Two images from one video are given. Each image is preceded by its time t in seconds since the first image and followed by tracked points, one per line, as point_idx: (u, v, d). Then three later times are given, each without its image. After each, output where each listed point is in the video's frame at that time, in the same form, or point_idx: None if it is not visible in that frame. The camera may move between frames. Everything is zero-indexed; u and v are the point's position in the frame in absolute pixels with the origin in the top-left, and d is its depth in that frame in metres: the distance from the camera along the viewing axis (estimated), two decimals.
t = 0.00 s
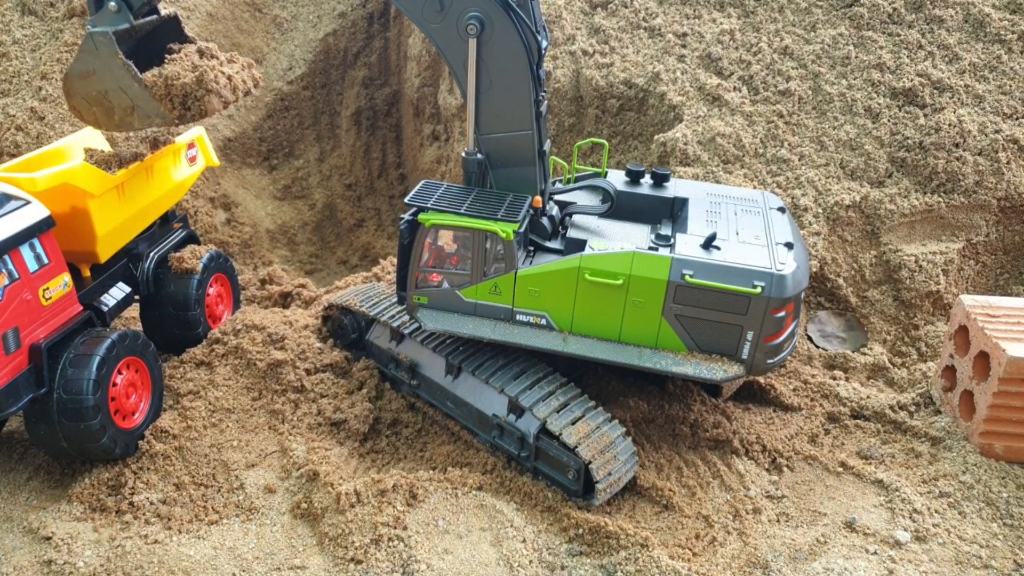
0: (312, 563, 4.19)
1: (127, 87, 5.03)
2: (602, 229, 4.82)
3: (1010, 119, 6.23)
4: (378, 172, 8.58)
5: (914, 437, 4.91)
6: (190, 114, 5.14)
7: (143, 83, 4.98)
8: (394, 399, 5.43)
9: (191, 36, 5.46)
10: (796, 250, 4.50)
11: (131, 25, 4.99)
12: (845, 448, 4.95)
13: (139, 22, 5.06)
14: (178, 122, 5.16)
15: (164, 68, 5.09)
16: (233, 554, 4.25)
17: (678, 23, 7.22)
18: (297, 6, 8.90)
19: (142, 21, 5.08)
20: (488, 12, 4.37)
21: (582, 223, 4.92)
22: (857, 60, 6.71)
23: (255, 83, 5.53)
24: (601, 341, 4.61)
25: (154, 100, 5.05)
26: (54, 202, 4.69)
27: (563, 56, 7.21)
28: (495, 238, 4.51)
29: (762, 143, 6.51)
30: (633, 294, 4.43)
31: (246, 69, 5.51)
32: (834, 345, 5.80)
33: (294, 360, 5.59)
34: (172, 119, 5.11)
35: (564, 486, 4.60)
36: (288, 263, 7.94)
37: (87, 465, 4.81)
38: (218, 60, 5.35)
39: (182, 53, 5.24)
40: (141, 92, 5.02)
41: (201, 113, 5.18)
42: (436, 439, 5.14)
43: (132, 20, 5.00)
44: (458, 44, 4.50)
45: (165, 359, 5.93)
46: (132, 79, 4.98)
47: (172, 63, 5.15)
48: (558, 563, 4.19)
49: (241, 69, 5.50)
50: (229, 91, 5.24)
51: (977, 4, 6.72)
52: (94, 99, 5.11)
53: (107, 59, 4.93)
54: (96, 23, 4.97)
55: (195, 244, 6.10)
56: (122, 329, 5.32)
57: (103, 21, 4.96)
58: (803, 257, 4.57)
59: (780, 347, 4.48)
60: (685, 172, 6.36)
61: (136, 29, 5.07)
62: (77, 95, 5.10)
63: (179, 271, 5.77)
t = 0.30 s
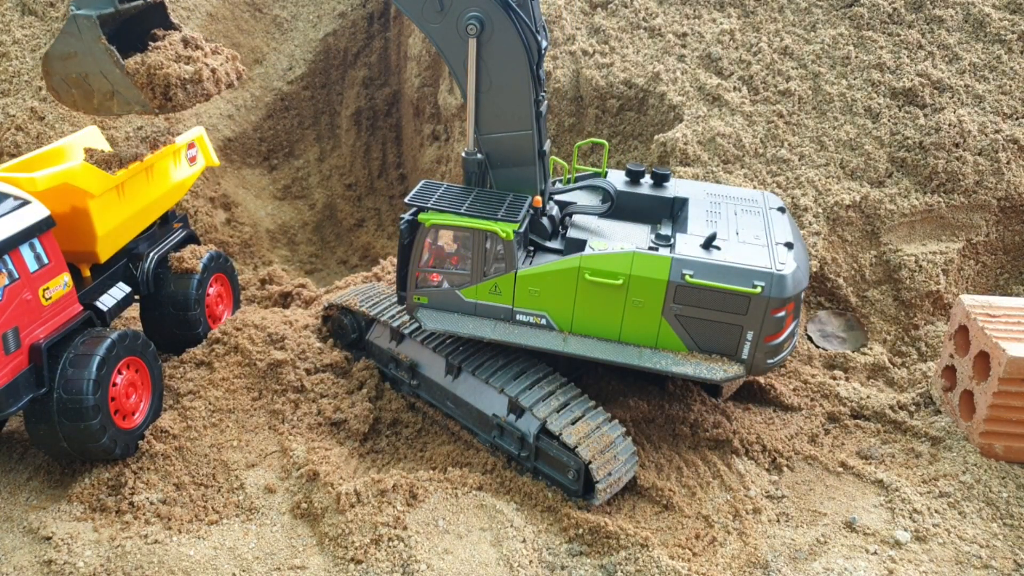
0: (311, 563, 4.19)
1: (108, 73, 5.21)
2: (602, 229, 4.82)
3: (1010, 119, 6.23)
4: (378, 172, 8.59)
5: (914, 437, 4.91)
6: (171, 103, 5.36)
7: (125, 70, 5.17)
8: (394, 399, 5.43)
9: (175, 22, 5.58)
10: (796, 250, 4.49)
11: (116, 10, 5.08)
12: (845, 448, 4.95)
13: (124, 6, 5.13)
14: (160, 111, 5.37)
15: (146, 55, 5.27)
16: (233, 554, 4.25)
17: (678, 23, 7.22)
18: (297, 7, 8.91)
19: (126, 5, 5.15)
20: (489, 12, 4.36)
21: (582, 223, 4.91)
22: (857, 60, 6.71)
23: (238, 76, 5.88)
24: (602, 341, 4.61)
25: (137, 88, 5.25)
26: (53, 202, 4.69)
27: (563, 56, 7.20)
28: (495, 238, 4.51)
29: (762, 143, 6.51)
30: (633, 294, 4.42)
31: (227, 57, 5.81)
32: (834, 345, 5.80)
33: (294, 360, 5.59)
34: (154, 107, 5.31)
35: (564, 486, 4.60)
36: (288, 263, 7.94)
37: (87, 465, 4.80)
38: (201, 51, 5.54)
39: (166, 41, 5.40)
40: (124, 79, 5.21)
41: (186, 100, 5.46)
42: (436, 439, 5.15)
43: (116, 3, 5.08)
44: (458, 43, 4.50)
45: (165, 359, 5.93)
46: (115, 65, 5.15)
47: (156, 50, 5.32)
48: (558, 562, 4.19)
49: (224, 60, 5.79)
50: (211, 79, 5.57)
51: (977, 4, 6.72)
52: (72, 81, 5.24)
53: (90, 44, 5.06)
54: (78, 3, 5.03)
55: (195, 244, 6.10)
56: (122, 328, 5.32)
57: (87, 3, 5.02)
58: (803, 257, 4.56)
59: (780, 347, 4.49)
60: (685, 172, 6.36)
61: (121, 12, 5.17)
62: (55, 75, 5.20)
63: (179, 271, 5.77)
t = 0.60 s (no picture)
0: (312, 563, 4.19)
1: (103, 94, 4.76)
2: (602, 229, 4.82)
3: (1010, 119, 6.23)
4: (378, 172, 8.58)
5: (914, 437, 4.91)
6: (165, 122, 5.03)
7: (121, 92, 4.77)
8: (394, 399, 5.43)
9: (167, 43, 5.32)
10: (796, 250, 4.49)
11: (109, 33, 4.77)
12: (845, 448, 4.95)
13: (117, 30, 4.84)
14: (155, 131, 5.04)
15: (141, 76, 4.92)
16: (233, 554, 4.25)
17: (678, 23, 7.23)
18: (297, 6, 8.92)
19: (119, 27, 4.87)
20: (474, 14, 4.36)
21: (582, 222, 4.91)
22: (857, 60, 6.71)
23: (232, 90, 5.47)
24: (602, 341, 4.60)
25: (132, 109, 4.84)
26: (53, 202, 4.69)
27: (563, 56, 7.21)
28: (495, 238, 4.51)
29: (762, 143, 6.51)
30: (633, 294, 4.42)
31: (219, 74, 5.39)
32: (834, 345, 5.80)
33: (294, 360, 5.59)
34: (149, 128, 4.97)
35: (564, 486, 4.60)
36: (288, 263, 7.95)
37: (87, 465, 4.80)
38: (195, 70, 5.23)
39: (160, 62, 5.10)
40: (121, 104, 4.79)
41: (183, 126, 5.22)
42: (436, 439, 5.15)
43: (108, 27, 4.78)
44: (444, 46, 4.50)
45: (165, 359, 5.93)
46: (110, 88, 4.74)
47: (149, 71, 5.00)
48: (558, 562, 4.18)
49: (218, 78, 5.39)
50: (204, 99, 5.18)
51: (977, 4, 6.72)
52: (69, 105, 4.79)
53: (84, 67, 4.66)
54: (73, 29, 4.72)
55: (195, 244, 6.10)
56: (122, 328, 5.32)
57: (81, 28, 4.72)
58: (803, 256, 4.56)
59: (780, 347, 4.49)
60: (685, 172, 6.36)
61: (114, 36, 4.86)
62: (51, 102, 4.77)
63: (179, 271, 5.77)
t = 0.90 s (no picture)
0: (312, 563, 4.19)
1: (95, 112, 4.79)
2: (602, 228, 4.81)
3: (1010, 119, 6.23)
4: (378, 172, 8.58)
5: (914, 437, 4.91)
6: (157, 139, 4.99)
7: (111, 109, 4.77)
8: (394, 399, 5.43)
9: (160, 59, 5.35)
10: (796, 249, 4.50)
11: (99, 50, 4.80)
12: (845, 448, 4.95)
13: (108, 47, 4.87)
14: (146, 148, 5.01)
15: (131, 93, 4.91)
16: (233, 554, 4.25)
17: (678, 23, 7.22)
18: (297, 6, 8.92)
19: (110, 45, 4.89)
20: (462, 17, 4.35)
21: (582, 221, 4.90)
22: (857, 60, 6.71)
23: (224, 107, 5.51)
24: (603, 340, 4.60)
25: (123, 126, 4.83)
26: (53, 202, 4.69)
27: (563, 56, 7.22)
28: (495, 238, 4.51)
29: (762, 143, 6.50)
30: (635, 293, 4.42)
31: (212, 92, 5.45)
32: (834, 345, 5.80)
33: (294, 360, 5.59)
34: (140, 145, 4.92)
35: (564, 486, 4.59)
36: (288, 263, 7.95)
37: (87, 465, 4.81)
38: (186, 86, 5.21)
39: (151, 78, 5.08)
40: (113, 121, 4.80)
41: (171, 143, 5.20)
42: (436, 439, 5.15)
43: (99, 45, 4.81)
44: (433, 50, 4.50)
45: (166, 359, 5.93)
46: (100, 105, 4.75)
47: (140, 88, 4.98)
48: (558, 563, 4.18)
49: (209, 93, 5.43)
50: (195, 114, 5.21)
51: (977, 4, 6.72)
52: (61, 122, 4.84)
53: (75, 84, 4.70)
54: (63, 48, 4.78)
55: (195, 244, 6.10)
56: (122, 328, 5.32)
57: (71, 46, 4.77)
58: (803, 255, 4.56)
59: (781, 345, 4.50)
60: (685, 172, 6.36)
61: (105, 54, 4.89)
62: (43, 120, 4.81)
63: (179, 271, 5.77)
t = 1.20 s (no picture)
0: (312, 563, 4.19)
1: (59, 112, 4.70)
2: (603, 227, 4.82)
3: (1010, 119, 6.23)
4: (378, 172, 8.58)
5: (914, 437, 4.91)
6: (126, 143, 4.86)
7: (77, 110, 4.67)
8: (394, 399, 5.43)
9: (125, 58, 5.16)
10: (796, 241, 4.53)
11: (65, 49, 4.71)
12: (845, 448, 4.95)
13: (74, 45, 4.76)
14: (114, 152, 4.87)
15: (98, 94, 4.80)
16: (233, 554, 4.25)
17: (678, 23, 7.23)
18: (297, 6, 8.92)
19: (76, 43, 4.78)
20: (458, 20, 4.35)
21: (582, 220, 4.92)
22: (857, 60, 6.71)
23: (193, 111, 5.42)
24: (611, 337, 4.61)
25: (89, 128, 4.72)
26: (53, 203, 4.68)
27: (563, 56, 7.23)
28: (501, 240, 4.51)
29: (762, 143, 6.50)
30: (642, 290, 4.42)
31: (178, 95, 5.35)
32: (834, 345, 5.80)
33: (294, 360, 5.59)
34: (108, 147, 4.80)
35: (564, 486, 4.60)
36: (288, 263, 7.95)
37: (87, 465, 4.81)
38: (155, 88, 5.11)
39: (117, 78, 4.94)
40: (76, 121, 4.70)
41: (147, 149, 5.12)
42: (436, 439, 5.15)
43: (64, 42, 4.71)
44: (430, 53, 4.49)
45: (166, 359, 5.94)
46: (65, 106, 4.66)
47: (106, 89, 4.86)
48: (558, 562, 4.18)
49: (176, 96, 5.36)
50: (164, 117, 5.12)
51: (977, 4, 6.72)
52: (23, 121, 4.78)
53: (39, 84, 4.63)
54: (27, 45, 4.70)
55: (195, 244, 6.10)
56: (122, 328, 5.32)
57: (36, 44, 4.70)
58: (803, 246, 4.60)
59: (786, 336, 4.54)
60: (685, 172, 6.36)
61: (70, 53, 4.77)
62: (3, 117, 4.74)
63: (179, 271, 5.77)
